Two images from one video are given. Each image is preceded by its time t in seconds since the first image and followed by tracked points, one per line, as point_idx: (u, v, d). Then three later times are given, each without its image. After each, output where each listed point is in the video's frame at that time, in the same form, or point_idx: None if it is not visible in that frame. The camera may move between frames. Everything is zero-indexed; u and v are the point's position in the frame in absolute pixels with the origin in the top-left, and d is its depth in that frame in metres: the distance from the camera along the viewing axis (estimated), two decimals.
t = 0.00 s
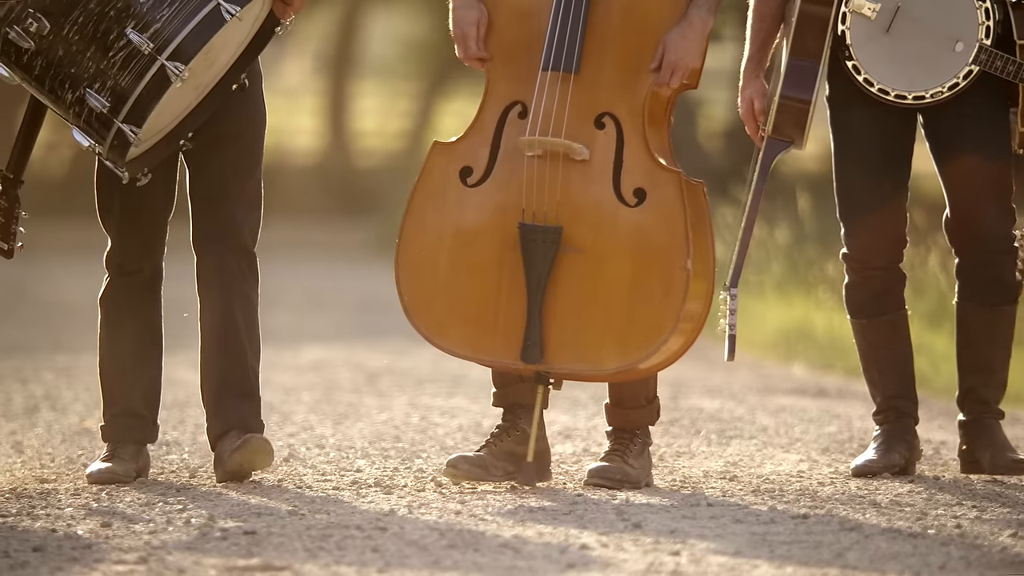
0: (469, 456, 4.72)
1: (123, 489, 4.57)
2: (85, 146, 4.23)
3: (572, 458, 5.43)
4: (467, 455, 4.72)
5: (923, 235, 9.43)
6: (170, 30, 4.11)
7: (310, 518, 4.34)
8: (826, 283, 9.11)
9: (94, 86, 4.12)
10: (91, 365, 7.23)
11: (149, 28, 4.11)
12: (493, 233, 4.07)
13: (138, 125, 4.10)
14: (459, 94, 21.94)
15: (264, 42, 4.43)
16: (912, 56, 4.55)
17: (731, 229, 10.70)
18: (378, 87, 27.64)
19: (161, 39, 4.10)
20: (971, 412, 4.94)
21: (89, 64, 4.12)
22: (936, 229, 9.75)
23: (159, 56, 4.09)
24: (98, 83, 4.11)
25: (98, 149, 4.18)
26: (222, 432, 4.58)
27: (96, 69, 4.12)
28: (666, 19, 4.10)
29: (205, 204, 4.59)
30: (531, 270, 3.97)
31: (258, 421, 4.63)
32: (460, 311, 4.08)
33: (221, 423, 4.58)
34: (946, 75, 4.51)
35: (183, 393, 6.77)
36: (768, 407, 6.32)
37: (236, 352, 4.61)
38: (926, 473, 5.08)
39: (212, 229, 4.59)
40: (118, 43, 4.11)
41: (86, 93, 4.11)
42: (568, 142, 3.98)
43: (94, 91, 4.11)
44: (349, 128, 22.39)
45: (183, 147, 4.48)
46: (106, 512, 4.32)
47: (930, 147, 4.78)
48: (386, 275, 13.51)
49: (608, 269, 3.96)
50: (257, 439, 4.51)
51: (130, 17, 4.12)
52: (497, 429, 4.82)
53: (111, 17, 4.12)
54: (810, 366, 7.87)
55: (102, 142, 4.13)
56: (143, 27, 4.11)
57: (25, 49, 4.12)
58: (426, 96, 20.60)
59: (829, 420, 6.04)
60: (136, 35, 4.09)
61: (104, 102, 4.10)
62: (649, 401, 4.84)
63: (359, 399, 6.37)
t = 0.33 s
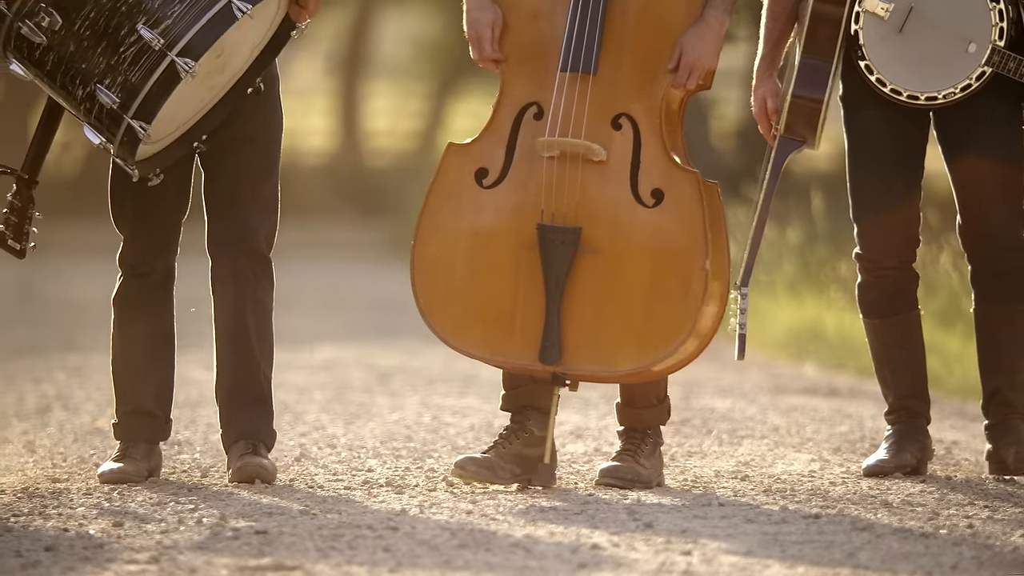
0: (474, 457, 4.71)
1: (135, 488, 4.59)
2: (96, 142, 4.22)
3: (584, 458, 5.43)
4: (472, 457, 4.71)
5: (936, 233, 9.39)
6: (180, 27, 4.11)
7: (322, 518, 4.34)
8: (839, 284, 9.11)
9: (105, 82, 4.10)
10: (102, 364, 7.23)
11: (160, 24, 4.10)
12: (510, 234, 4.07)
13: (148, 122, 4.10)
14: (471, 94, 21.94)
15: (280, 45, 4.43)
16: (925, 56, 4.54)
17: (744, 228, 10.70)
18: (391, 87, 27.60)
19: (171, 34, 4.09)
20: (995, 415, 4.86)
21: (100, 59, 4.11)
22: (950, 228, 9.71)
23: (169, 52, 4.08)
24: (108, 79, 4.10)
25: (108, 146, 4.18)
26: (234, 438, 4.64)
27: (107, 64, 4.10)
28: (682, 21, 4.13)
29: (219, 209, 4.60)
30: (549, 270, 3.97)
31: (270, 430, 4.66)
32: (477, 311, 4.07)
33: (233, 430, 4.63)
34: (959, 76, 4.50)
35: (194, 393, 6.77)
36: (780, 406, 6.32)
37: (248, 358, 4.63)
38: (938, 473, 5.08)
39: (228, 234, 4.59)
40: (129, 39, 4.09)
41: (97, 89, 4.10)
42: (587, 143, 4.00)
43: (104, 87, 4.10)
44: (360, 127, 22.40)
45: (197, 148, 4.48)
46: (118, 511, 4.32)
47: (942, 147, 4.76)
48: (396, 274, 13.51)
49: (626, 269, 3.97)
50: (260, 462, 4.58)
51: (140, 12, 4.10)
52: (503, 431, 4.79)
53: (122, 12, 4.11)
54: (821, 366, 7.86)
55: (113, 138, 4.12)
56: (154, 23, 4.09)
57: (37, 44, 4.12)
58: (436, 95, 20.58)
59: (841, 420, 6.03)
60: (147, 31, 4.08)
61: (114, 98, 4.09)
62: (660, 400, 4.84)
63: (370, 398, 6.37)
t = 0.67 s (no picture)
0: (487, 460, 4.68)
1: (146, 488, 4.61)
2: (111, 139, 4.21)
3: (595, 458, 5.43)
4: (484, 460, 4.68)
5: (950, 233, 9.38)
6: (191, 22, 4.09)
7: (333, 518, 4.33)
8: (850, 284, 9.10)
9: (117, 76, 4.10)
10: (114, 364, 7.24)
11: (171, 19, 4.09)
12: (527, 235, 4.07)
13: (160, 116, 4.08)
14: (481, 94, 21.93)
15: (297, 44, 4.45)
16: (939, 58, 4.51)
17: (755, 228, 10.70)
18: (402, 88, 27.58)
19: (183, 29, 4.08)
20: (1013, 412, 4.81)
21: (112, 54, 4.11)
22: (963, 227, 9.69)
23: (180, 47, 4.06)
24: (121, 73, 4.09)
25: (122, 142, 4.17)
26: (246, 441, 4.66)
27: (119, 59, 4.10)
28: (699, 21, 4.15)
29: (240, 213, 4.60)
30: (568, 272, 3.97)
31: (283, 434, 4.68)
32: (494, 313, 4.07)
33: (246, 433, 4.66)
34: (972, 78, 4.46)
35: (206, 393, 6.77)
36: (791, 406, 6.31)
37: (266, 361, 4.63)
38: (950, 473, 5.07)
39: (250, 237, 4.59)
40: (141, 33, 4.09)
41: (109, 83, 4.10)
42: (604, 143, 4.00)
43: (117, 81, 4.09)
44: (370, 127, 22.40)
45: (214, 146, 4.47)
46: (130, 511, 4.32)
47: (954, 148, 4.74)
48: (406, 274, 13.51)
49: (645, 270, 3.98)
50: (273, 466, 4.61)
51: (152, 7, 4.10)
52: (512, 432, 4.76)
53: (134, 7, 4.10)
54: (833, 366, 7.86)
55: (126, 134, 4.11)
56: (165, 18, 4.09)
57: (50, 40, 4.14)
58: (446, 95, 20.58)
59: (853, 420, 6.02)
60: (158, 26, 4.07)
61: (127, 92, 4.08)
62: (671, 400, 4.83)
63: (381, 398, 6.37)
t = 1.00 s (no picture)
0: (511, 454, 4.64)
1: (158, 488, 4.61)
2: (126, 133, 4.22)
3: (606, 458, 5.43)
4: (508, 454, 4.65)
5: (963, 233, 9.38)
6: (204, 14, 4.10)
7: (345, 517, 4.33)
8: (861, 284, 9.10)
9: (131, 69, 4.10)
10: (125, 363, 7.26)
11: (183, 11, 4.10)
12: (544, 236, 4.07)
13: (173, 109, 4.08)
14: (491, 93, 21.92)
15: (316, 39, 4.44)
16: (954, 60, 4.47)
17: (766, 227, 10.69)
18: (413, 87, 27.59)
19: (195, 22, 4.09)
20: None
21: (126, 47, 4.11)
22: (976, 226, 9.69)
23: (193, 39, 4.07)
24: (134, 66, 4.10)
25: (137, 135, 4.16)
26: (257, 440, 4.66)
27: (133, 51, 4.10)
28: (714, 20, 4.17)
29: (260, 214, 4.60)
30: (587, 272, 3.96)
31: (295, 434, 4.68)
32: (511, 314, 4.06)
33: (257, 433, 4.66)
34: (987, 81, 4.42)
35: (218, 392, 6.78)
36: (802, 406, 6.31)
37: (280, 362, 4.63)
38: (962, 473, 5.07)
39: (270, 239, 4.60)
40: (154, 26, 4.09)
41: (123, 76, 4.10)
42: (622, 143, 4.01)
43: (130, 74, 4.10)
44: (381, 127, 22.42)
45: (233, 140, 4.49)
46: (142, 511, 4.32)
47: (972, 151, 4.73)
48: (416, 274, 13.51)
49: (663, 270, 3.99)
50: (283, 469, 4.60)
51: None
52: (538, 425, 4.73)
53: None
54: (845, 366, 7.84)
55: (140, 126, 4.11)
56: (178, 10, 4.09)
57: (65, 33, 4.16)
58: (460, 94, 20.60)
59: (865, 420, 6.01)
60: (171, 18, 4.07)
61: (140, 85, 4.08)
62: (683, 398, 4.83)
63: (392, 398, 6.37)
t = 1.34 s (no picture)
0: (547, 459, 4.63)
1: (170, 487, 4.62)
2: (142, 128, 4.23)
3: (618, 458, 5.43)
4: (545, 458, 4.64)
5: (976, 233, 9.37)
6: (215, 7, 4.12)
7: (357, 517, 4.33)
8: (873, 283, 9.11)
9: (144, 62, 4.12)
10: (139, 363, 7.27)
11: (195, 4, 4.12)
12: (561, 237, 4.06)
13: (187, 102, 4.08)
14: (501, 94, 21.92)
15: (333, 35, 4.44)
16: (972, 62, 4.45)
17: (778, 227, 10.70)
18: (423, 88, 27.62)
19: (207, 15, 4.11)
20: None
21: (139, 40, 4.13)
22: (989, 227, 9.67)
23: (205, 32, 4.09)
24: (148, 59, 4.11)
25: (153, 130, 4.17)
26: (270, 441, 4.66)
27: (146, 45, 4.12)
28: (728, 19, 4.18)
29: (275, 213, 4.60)
30: (606, 273, 3.97)
31: (308, 434, 4.68)
32: (530, 315, 4.06)
33: (270, 434, 4.66)
34: (1006, 84, 4.39)
35: (231, 391, 6.79)
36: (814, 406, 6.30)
37: (293, 362, 4.64)
38: (975, 473, 5.06)
39: (285, 240, 4.61)
40: (167, 19, 4.11)
41: (137, 69, 4.11)
42: (638, 142, 4.02)
43: (144, 67, 4.11)
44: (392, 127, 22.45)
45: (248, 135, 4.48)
46: (155, 510, 4.33)
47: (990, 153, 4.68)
48: (426, 274, 13.51)
49: (682, 270, 4.00)
50: (295, 469, 4.60)
51: None
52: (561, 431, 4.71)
53: None
54: (857, 366, 7.83)
55: (155, 119, 4.11)
56: (190, 3, 4.11)
57: (79, 27, 4.19)
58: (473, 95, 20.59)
59: (878, 419, 6.00)
60: (183, 11, 4.10)
61: (154, 78, 4.09)
62: (696, 396, 4.82)
63: (405, 397, 6.38)
